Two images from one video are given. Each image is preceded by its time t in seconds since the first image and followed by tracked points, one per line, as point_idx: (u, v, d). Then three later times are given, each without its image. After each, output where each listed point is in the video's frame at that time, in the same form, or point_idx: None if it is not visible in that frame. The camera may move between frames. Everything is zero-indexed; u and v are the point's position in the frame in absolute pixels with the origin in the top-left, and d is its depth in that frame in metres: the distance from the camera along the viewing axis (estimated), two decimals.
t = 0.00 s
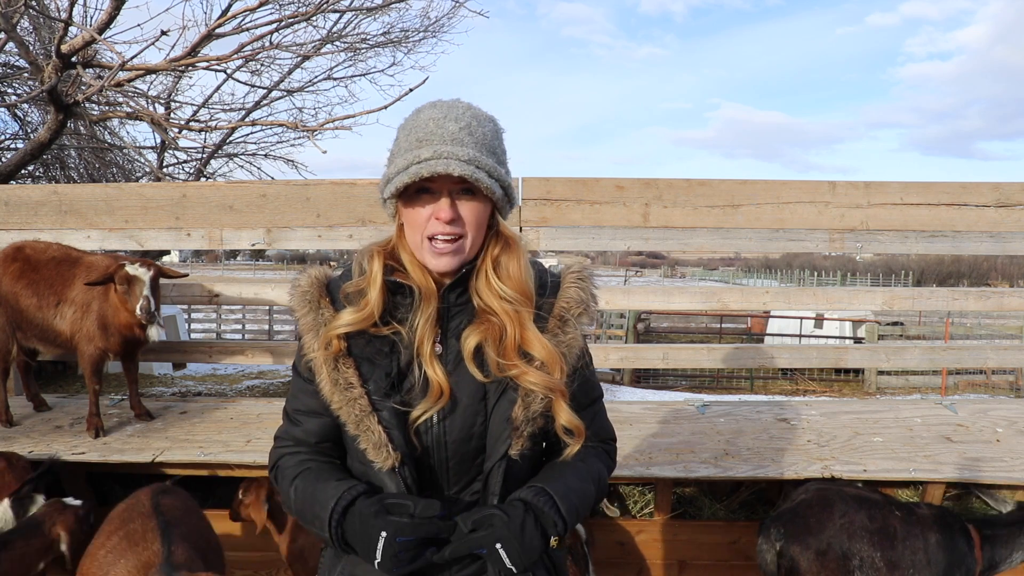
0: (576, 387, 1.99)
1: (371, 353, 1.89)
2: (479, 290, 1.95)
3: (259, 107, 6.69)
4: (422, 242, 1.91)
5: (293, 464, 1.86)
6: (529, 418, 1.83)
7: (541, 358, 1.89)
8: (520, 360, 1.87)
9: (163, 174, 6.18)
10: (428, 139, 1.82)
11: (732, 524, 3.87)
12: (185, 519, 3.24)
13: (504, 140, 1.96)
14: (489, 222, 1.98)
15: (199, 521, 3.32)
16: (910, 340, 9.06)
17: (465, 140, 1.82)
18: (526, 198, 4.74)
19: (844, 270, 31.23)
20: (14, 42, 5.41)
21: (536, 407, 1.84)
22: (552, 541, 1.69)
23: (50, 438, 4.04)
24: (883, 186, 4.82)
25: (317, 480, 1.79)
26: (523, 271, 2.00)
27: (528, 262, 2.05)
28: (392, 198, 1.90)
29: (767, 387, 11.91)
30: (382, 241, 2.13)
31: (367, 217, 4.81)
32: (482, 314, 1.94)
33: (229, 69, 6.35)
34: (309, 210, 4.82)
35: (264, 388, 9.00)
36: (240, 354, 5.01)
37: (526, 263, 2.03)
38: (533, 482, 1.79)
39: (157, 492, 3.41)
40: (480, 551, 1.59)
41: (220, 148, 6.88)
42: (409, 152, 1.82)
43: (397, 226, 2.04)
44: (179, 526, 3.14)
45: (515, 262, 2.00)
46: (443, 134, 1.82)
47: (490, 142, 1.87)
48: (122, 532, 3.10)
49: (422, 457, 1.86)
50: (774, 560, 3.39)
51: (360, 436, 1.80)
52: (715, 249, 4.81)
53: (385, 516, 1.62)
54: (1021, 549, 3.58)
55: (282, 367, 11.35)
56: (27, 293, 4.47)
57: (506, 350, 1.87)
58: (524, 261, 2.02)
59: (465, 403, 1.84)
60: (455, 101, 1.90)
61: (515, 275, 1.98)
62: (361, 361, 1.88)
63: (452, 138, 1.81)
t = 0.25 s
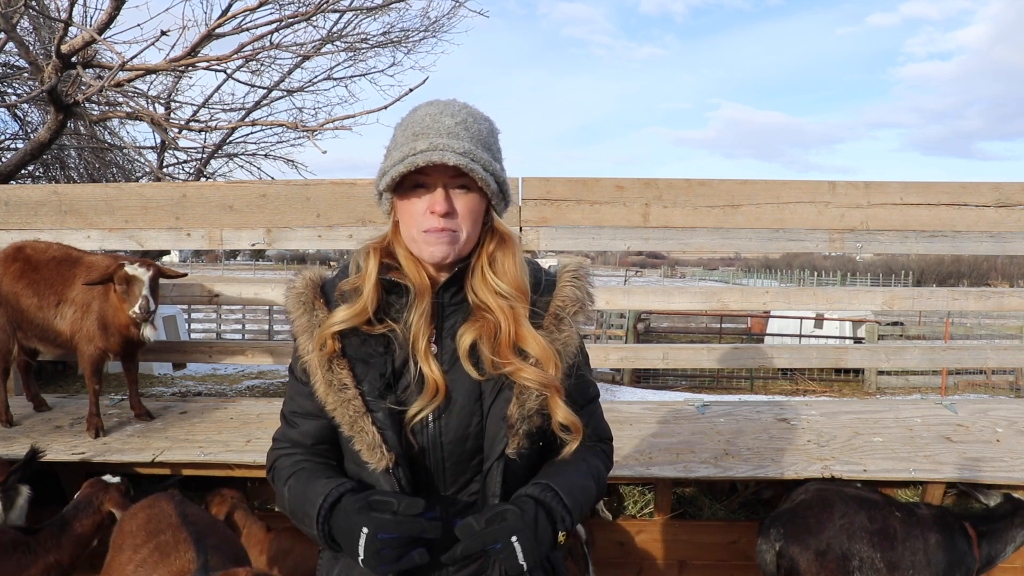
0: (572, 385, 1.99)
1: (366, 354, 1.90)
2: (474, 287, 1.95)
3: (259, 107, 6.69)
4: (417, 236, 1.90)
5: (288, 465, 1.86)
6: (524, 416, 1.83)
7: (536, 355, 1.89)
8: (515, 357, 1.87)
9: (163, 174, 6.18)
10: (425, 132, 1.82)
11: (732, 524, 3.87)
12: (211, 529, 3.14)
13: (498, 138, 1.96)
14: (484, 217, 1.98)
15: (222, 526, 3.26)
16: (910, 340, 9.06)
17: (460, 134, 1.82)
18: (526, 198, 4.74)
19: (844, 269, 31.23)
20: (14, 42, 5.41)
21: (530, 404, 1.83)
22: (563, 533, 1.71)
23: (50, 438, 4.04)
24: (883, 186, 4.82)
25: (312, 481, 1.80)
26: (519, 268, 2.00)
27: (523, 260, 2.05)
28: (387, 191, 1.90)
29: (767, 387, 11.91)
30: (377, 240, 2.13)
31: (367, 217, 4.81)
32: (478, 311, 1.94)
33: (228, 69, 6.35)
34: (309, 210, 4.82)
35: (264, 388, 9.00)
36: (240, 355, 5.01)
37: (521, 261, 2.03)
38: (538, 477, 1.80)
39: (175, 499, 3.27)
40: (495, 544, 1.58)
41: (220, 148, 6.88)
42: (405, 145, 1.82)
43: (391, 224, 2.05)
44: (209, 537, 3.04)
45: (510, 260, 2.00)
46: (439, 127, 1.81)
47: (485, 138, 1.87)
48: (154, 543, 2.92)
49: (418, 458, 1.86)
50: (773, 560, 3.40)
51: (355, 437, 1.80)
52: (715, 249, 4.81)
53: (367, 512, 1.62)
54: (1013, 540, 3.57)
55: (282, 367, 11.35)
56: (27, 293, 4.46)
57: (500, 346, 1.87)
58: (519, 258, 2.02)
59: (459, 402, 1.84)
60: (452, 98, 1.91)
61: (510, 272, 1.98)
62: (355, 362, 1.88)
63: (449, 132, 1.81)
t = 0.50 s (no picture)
0: (568, 381, 1.98)
1: (360, 352, 1.90)
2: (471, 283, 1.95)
3: (259, 107, 6.69)
4: (429, 243, 1.88)
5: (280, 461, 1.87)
6: (520, 411, 1.83)
7: (531, 349, 1.89)
8: (510, 351, 1.88)
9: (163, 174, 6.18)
10: (449, 140, 1.79)
11: (732, 524, 3.87)
12: (218, 539, 3.04)
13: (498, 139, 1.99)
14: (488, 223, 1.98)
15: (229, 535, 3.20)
16: (910, 341, 9.06)
17: (481, 143, 1.82)
18: (526, 198, 4.74)
19: (844, 269, 31.23)
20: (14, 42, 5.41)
21: (526, 399, 1.84)
22: (590, 516, 1.80)
23: (50, 438, 4.04)
24: (883, 186, 4.82)
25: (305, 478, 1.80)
26: (515, 266, 2.00)
27: (520, 257, 2.04)
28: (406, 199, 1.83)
29: (767, 387, 11.91)
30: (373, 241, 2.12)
31: (367, 217, 4.80)
32: (473, 305, 1.94)
33: (228, 69, 6.35)
34: (309, 210, 4.82)
35: (264, 388, 9.00)
36: (240, 355, 5.01)
37: (517, 258, 2.03)
38: (556, 465, 1.86)
39: (180, 509, 3.19)
40: (545, 522, 1.63)
41: (220, 148, 6.88)
42: (429, 154, 1.78)
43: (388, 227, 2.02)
44: (217, 547, 2.93)
45: (506, 258, 2.00)
46: (461, 135, 1.80)
47: (498, 145, 1.89)
48: (164, 555, 2.80)
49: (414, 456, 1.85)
50: (774, 560, 3.40)
51: (350, 434, 1.81)
52: (715, 249, 4.81)
53: (332, 459, 1.69)
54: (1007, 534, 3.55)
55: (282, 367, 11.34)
56: (27, 293, 4.46)
57: (496, 339, 1.87)
58: (516, 255, 2.02)
59: (455, 400, 1.84)
60: (460, 101, 1.89)
61: (506, 270, 1.98)
62: (350, 360, 1.88)
63: (473, 140, 1.81)
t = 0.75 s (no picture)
0: (570, 380, 2.00)
1: (365, 353, 1.89)
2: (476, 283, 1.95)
3: (259, 106, 6.68)
4: (436, 244, 1.87)
5: (283, 465, 1.86)
6: (527, 412, 1.84)
7: (536, 350, 1.89)
8: (516, 351, 1.88)
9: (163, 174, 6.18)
10: (454, 140, 1.79)
11: (732, 524, 3.87)
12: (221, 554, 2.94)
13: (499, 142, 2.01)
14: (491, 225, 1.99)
15: (229, 545, 3.09)
16: (910, 341, 9.06)
17: (486, 145, 1.83)
18: (526, 198, 4.74)
19: (844, 269, 31.22)
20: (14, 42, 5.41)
21: (532, 400, 1.84)
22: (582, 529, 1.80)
23: (50, 438, 4.04)
24: (883, 186, 4.82)
25: (309, 482, 1.80)
26: (518, 265, 2.00)
27: (523, 258, 2.05)
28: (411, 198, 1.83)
29: (767, 387, 11.92)
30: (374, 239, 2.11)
31: (367, 217, 4.80)
32: (478, 306, 1.94)
33: (228, 69, 6.34)
34: (309, 210, 4.82)
35: (264, 388, 9.00)
36: (241, 354, 5.01)
37: (520, 257, 2.03)
38: (555, 474, 1.85)
39: (177, 518, 3.07)
40: (547, 544, 1.62)
41: (220, 148, 6.88)
42: (435, 154, 1.77)
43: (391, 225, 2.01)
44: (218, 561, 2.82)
45: (509, 258, 2.00)
46: (467, 137, 1.80)
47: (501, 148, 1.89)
48: (163, 567, 2.71)
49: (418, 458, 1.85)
50: (773, 560, 3.40)
51: (357, 435, 1.80)
52: (715, 249, 4.81)
53: (352, 513, 1.65)
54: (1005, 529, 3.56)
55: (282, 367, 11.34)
56: (27, 293, 4.46)
57: (502, 339, 1.88)
58: (519, 256, 2.02)
59: (460, 400, 1.84)
60: (464, 102, 1.89)
61: (510, 270, 1.99)
62: (354, 360, 1.88)
63: (477, 141, 1.81)
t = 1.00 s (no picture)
0: (570, 377, 2.00)
1: (366, 352, 1.90)
2: (476, 281, 1.95)
3: (259, 107, 6.68)
4: (430, 235, 1.87)
5: (284, 464, 1.86)
6: (527, 410, 1.84)
7: (536, 348, 1.89)
8: (517, 349, 1.88)
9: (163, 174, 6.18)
10: (447, 132, 1.79)
11: (732, 524, 3.87)
12: (219, 561, 2.72)
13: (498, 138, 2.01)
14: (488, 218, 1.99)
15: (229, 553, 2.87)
16: (910, 341, 9.06)
17: (480, 137, 1.82)
18: (526, 198, 4.74)
19: (844, 269, 31.22)
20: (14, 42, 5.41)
21: (533, 398, 1.84)
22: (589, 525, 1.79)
23: (50, 438, 4.04)
24: (883, 186, 4.82)
25: (310, 481, 1.79)
26: (518, 263, 2.01)
27: (522, 254, 2.05)
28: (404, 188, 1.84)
29: (767, 387, 11.92)
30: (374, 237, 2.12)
31: (367, 217, 4.80)
32: (479, 304, 1.94)
33: (229, 69, 6.35)
34: (309, 210, 4.82)
35: (264, 388, 9.00)
36: (241, 355, 5.01)
37: (519, 254, 2.03)
38: (560, 470, 1.85)
39: (175, 523, 2.87)
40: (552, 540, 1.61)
41: (220, 148, 6.88)
42: (427, 145, 1.78)
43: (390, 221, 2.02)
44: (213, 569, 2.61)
45: (508, 254, 2.00)
46: (460, 128, 1.80)
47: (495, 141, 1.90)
48: None
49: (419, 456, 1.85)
50: (771, 559, 3.40)
51: (358, 434, 1.79)
52: (715, 249, 4.81)
53: (357, 514, 1.64)
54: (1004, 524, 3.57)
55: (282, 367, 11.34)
56: (28, 293, 4.47)
57: (503, 338, 1.88)
58: (518, 254, 2.02)
59: (461, 397, 1.84)
60: (460, 99, 1.90)
61: (510, 267, 1.99)
62: (356, 360, 1.88)
63: (469, 133, 1.81)
